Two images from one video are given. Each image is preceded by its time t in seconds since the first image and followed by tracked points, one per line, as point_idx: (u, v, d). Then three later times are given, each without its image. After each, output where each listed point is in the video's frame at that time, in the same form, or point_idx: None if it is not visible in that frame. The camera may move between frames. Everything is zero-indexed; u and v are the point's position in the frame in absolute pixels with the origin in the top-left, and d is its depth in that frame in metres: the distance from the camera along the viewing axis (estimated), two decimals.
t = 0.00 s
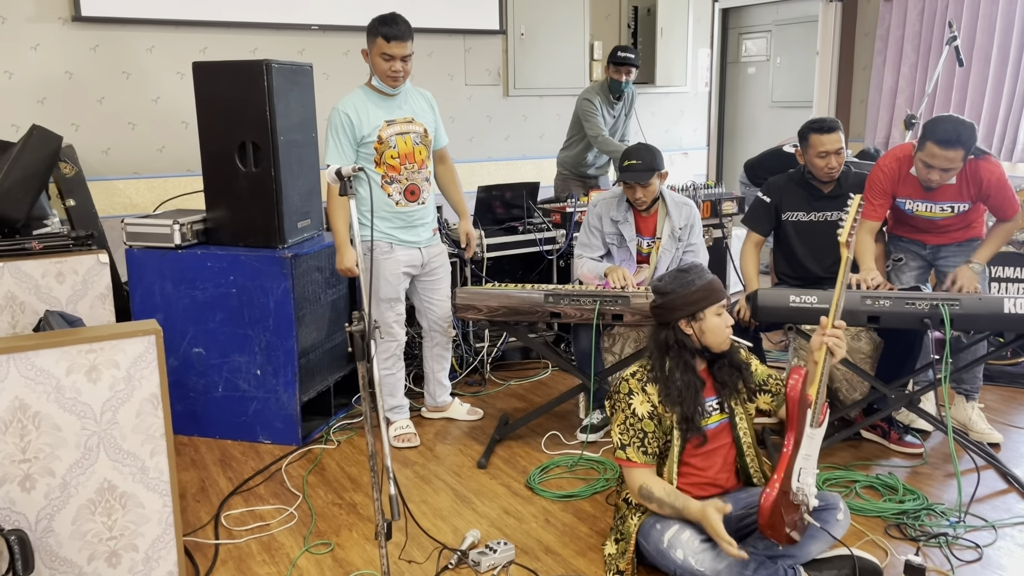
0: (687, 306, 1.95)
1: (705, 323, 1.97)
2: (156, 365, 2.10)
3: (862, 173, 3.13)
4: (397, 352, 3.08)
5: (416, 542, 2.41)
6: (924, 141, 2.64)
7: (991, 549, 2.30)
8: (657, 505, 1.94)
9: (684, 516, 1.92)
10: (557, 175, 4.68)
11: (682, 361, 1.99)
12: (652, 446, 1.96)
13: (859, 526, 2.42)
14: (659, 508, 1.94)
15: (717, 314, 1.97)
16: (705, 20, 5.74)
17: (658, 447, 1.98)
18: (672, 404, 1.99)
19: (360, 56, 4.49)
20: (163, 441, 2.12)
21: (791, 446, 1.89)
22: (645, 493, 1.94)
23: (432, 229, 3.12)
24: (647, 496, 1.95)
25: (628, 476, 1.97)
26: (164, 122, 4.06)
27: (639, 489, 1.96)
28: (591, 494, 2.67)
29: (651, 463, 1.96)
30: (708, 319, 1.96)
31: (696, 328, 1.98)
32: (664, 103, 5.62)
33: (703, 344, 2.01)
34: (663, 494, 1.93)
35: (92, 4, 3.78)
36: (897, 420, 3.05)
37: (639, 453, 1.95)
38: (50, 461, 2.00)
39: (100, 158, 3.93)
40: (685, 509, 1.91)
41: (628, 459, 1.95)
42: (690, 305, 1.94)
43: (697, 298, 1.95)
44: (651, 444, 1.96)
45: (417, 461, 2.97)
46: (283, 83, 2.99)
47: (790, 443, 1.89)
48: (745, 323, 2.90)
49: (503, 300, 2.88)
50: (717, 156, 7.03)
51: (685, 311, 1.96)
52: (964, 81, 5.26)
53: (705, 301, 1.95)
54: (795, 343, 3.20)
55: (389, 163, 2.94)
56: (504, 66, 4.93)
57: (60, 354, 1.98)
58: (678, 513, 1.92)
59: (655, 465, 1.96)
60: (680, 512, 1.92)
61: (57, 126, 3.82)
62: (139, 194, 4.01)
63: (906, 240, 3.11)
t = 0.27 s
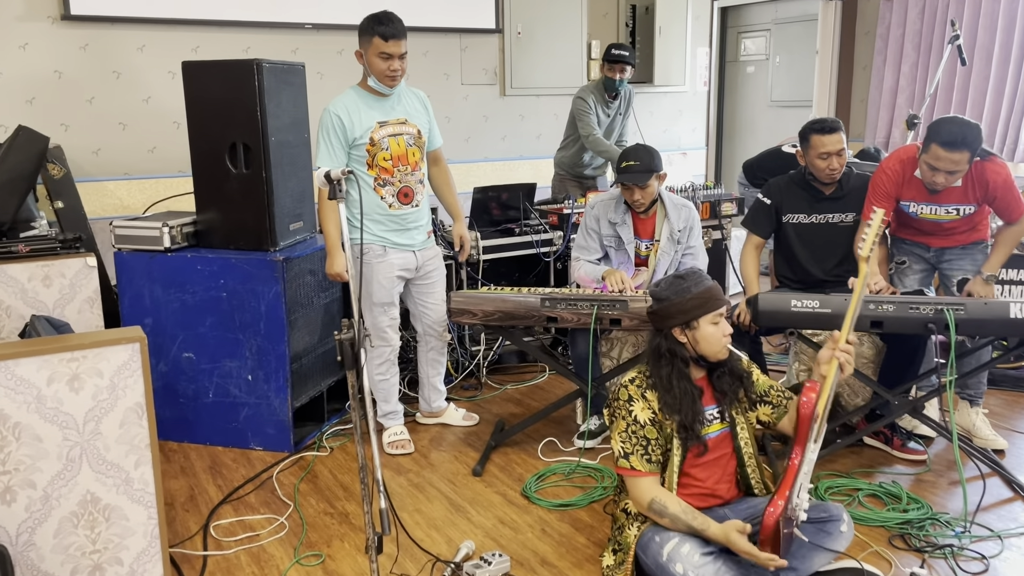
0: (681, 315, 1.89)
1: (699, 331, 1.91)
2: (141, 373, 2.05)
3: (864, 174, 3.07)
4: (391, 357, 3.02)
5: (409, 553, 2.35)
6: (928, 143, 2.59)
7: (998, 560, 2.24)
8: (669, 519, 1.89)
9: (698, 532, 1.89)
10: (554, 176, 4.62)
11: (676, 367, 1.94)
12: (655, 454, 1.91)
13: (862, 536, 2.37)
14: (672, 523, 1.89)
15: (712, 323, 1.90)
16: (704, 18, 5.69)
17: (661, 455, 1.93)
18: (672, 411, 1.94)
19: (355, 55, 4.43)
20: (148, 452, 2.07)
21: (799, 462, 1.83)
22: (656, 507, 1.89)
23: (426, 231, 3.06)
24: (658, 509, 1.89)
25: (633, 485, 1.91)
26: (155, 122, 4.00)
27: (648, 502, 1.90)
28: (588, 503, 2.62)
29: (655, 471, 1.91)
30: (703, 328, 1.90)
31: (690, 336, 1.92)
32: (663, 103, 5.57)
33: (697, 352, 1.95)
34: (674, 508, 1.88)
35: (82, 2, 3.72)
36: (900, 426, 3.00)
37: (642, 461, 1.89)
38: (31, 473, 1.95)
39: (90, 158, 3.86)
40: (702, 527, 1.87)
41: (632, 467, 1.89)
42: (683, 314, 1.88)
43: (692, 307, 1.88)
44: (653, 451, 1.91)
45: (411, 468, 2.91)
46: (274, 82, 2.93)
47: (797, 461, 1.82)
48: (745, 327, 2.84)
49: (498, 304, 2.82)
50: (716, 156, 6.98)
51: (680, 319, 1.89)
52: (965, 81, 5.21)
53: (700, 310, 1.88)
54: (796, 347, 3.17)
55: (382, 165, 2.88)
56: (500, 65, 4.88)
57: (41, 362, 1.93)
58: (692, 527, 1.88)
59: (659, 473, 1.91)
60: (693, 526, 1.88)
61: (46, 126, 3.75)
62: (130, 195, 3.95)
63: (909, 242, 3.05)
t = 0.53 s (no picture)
0: (683, 321, 1.84)
1: (703, 337, 1.86)
2: (126, 380, 2.00)
3: (866, 175, 3.03)
4: (385, 361, 2.98)
5: (402, 562, 2.30)
6: (934, 143, 2.54)
7: (1003, 569, 2.20)
8: (666, 531, 1.83)
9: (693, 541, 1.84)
10: (551, 176, 4.57)
11: (679, 377, 1.88)
12: (655, 466, 1.86)
13: (865, 544, 2.32)
14: (668, 534, 1.84)
15: (716, 330, 1.85)
16: (703, 16, 5.63)
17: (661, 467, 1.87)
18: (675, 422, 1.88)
19: (350, 53, 4.38)
20: (134, 460, 2.03)
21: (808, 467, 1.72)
22: (653, 518, 1.84)
23: (421, 233, 3.01)
24: (655, 521, 1.84)
25: (633, 498, 1.86)
26: (147, 121, 3.95)
27: (645, 513, 1.85)
28: (585, 510, 2.57)
29: (655, 483, 1.86)
30: (707, 333, 1.86)
31: (693, 342, 1.87)
32: (662, 102, 5.52)
33: (700, 359, 1.90)
34: (672, 519, 1.83)
35: None
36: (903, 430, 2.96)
37: (643, 473, 1.84)
38: (14, 482, 1.91)
39: (82, 158, 3.81)
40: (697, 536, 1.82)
41: (631, 479, 1.84)
42: (685, 320, 1.83)
43: (694, 312, 1.84)
44: (654, 464, 1.85)
45: (406, 473, 2.87)
46: (267, 81, 2.88)
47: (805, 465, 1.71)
48: (746, 329, 2.79)
49: (494, 307, 2.77)
50: (715, 155, 6.94)
51: (682, 325, 1.85)
52: (966, 80, 5.16)
53: (702, 316, 1.84)
54: (796, 351, 3.15)
55: (376, 166, 2.83)
56: (498, 64, 4.82)
57: (22, 369, 1.89)
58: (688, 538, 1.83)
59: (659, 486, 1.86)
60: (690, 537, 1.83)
61: (37, 125, 3.69)
62: (122, 195, 3.90)
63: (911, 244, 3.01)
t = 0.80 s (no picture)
0: (692, 326, 1.79)
1: (712, 341, 1.82)
2: (116, 384, 2.00)
3: (868, 175, 2.99)
4: (382, 363, 2.94)
5: (397, 568, 2.27)
6: (937, 141, 2.51)
7: None
8: (655, 530, 1.76)
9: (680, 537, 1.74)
10: (549, 175, 4.54)
11: (683, 382, 1.84)
12: (652, 472, 1.81)
13: (867, 550, 2.29)
14: (657, 532, 1.76)
15: (725, 336, 1.81)
16: (703, 14, 5.59)
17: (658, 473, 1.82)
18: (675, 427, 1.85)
19: (347, 51, 4.34)
20: (124, 467, 2.02)
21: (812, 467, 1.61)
22: (641, 517, 1.77)
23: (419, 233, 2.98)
24: (645, 520, 1.77)
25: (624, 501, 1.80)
26: (142, 120, 3.91)
27: (635, 513, 1.79)
28: (584, 514, 2.54)
29: (650, 489, 1.81)
30: (716, 339, 1.82)
31: (701, 346, 1.83)
32: (661, 101, 5.49)
33: (707, 365, 1.87)
34: (661, 516, 1.76)
35: None
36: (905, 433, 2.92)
37: (638, 479, 1.79)
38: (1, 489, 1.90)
39: (75, 157, 3.77)
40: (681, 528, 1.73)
41: (627, 485, 1.79)
42: (695, 325, 1.78)
43: (704, 318, 1.79)
44: (652, 469, 1.81)
45: (402, 476, 2.83)
46: (261, 79, 2.84)
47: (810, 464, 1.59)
48: (747, 331, 2.76)
49: (492, 309, 2.74)
50: (715, 154, 6.91)
51: (691, 329, 1.80)
52: (968, 79, 5.13)
53: (712, 321, 1.79)
54: (797, 353, 3.13)
55: (373, 165, 2.79)
56: (496, 62, 4.78)
57: (11, 373, 1.88)
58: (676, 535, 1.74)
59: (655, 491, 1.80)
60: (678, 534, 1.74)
61: (30, 124, 3.65)
62: (117, 195, 3.86)
63: (914, 245, 2.98)
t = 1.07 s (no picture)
0: (697, 329, 1.77)
1: (714, 347, 1.79)
2: (110, 387, 1.99)
3: (870, 175, 2.97)
4: (381, 364, 2.92)
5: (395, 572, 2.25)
6: (940, 141, 2.49)
7: None
8: (643, 524, 1.72)
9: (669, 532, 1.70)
10: (547, 175, 4.52)
11: (684, 383, 1.82)
12: (646, 472, 1.79)
13: (869, 553, 2.27)
14: (645, 526, 1.72)
15: (729, 343, 1.78)
16: (703, 13, 5.57)
17: (652, 474, 1.80)
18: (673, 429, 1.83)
19: (344, 50, 4.31)
20: (119, 469, 2.01)
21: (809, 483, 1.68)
22: (630, 511, 1.74)
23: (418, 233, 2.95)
24: (634, 515, 1.73)
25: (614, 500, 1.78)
26: (138, 119, 3.88)
27: (624, 509, 1.75)
28: (583, 517, 2.52)
29: (644, 490, 1.78)
30: (717, 345, 1.79)
31: (703, 350, 1.81)
32: (660, 100, 5.46)
33: (708, 369, 1.84)
34: (651, 509, 1.72)
35: None
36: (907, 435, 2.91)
37: (633, 478, 1.77)
38: None
39: (71, 156, 3.74)
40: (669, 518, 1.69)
41: (622, 485, 1.77)
42: (699, 328, 1.76)
43: (710, 322, 1.76)
44: (647, 470, 1.78)
45: (400, 479, 2.81)
46: (258, 78, 2.82)
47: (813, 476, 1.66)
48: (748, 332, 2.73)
49: (490, 310, 2.72)
50: (714, 153, 6.89)
51: (695, 332, 1.78)
52: (968, 79, 5.11)
53: (718, 327, 1.76)
54: (797, 354, 3.11)
55: (373, 165, 2.77)
56: (495, 61, 4.76)
57: (3, 376, 1.87)
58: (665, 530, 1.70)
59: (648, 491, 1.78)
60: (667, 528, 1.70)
61: (25, 123, 3.63)
62: (113, 194, 3.84)
63: (915, 245, 2.96)
